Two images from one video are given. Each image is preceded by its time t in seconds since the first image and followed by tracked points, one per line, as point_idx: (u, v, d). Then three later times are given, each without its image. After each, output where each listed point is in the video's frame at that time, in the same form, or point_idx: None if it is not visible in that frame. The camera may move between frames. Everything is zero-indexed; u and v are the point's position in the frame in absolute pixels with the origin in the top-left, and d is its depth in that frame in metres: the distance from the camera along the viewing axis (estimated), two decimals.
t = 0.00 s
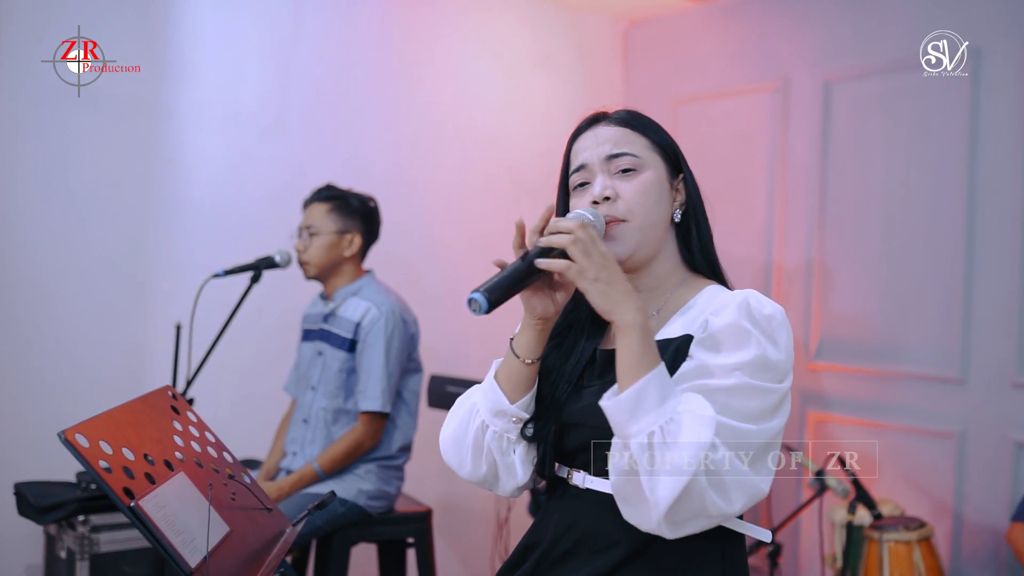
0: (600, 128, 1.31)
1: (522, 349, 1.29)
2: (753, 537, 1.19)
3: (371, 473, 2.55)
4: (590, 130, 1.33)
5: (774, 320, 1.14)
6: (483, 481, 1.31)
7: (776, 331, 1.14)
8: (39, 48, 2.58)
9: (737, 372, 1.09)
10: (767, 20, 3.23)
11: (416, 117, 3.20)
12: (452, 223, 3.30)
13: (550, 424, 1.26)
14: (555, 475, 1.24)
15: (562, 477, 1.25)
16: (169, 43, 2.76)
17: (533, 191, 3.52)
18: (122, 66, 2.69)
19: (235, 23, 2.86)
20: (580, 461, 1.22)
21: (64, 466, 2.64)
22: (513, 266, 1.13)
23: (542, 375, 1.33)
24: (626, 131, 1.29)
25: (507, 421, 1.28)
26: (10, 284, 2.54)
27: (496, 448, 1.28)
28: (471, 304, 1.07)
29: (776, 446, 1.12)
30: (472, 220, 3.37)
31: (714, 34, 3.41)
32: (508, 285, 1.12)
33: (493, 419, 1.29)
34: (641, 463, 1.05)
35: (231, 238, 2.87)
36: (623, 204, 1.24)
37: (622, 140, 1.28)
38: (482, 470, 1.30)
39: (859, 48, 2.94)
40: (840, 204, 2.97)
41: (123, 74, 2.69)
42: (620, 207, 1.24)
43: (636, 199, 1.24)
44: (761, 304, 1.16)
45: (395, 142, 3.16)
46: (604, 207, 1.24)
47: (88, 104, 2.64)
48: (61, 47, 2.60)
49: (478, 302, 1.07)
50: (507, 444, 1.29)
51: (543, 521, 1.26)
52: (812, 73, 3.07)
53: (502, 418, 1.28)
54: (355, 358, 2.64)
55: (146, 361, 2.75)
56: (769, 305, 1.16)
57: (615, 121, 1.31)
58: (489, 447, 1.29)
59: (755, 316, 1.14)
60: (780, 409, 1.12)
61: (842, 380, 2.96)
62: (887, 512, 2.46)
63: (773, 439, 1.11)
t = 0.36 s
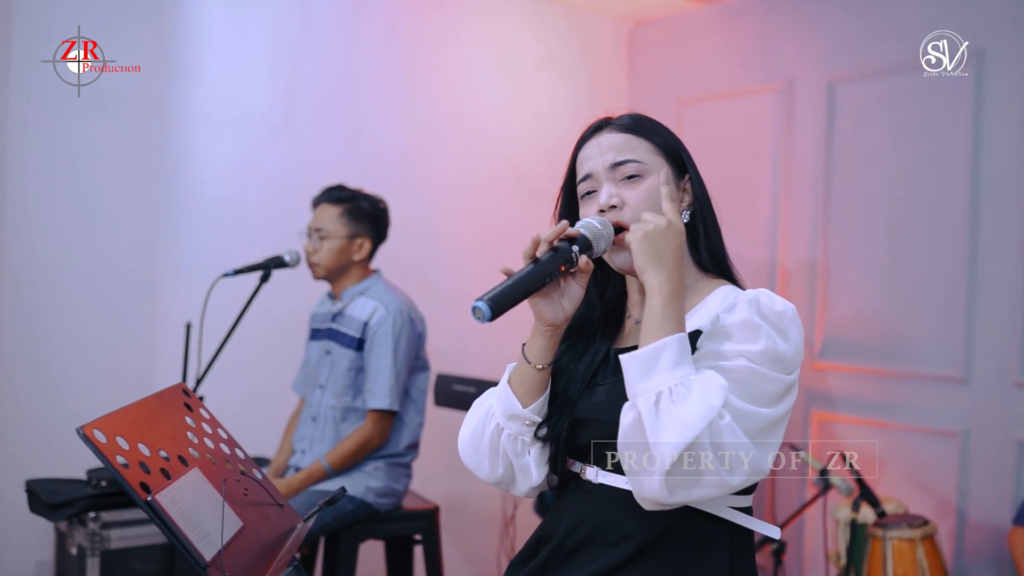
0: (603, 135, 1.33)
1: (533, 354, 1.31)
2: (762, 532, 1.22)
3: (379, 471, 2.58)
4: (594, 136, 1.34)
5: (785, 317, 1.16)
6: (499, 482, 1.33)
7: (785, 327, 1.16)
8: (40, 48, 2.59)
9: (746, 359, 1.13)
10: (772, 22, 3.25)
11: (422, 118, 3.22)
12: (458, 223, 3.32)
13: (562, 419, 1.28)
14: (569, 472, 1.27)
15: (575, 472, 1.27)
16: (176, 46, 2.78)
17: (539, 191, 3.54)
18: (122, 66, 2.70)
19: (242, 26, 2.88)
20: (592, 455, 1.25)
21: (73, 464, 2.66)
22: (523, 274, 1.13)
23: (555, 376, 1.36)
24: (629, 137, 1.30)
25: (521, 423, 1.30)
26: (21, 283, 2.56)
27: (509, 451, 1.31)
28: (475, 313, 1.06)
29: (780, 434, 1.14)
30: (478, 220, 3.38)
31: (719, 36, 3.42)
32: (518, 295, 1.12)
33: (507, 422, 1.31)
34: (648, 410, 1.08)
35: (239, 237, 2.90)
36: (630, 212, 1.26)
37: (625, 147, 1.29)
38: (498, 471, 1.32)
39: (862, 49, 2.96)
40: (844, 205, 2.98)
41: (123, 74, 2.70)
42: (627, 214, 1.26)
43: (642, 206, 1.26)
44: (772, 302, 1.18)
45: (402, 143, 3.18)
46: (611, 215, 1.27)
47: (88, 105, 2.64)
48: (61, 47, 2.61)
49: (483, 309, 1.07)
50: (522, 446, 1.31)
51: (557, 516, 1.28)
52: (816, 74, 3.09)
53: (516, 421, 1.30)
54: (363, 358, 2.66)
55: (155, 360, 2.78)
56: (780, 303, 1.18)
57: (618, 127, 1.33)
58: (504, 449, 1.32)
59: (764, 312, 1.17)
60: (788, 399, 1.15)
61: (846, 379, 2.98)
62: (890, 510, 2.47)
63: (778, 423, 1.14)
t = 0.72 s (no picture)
0: (615, 139, 1.35)
1: (545, 353, 1.32)
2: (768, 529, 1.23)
3: (383, 468, 2.66)
4: (607, 139, 1.36)
5: (784, 312, 1.20)
6: (509, 475, 1.37)
7: (785, 321, 1.19)
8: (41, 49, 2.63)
9: (745, 348, 1.16)
10: (775, 24, 3.26)
11: (426, 118, 3.21)
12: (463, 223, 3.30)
13: (571, 417, 1.30)
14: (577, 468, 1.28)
15: (583, 469, 1.29)
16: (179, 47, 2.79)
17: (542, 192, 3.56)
18: (122, 66, 2.71)
19: (246, 27, 2.89)
20: (600, 451, 1.26)
21: (80, 463, 2.68)
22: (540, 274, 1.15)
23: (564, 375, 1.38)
24: (641, 140, 1.32)
25: (531, 420, 1.33)
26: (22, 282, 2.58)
27: (519, 445, 1.33)
28: (491, 312, 1.08)
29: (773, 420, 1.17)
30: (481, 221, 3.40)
31: (723, 38, 3.44)
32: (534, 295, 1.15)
33: (518, 418, 1.34)
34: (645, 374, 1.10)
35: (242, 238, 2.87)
36: (642, 214, 1.28)
37: (637, 151, 1.31)
38: (508, 466, 1.36)
39: (862, 51, 2.98)
40: (845, 207, 3.00)
41: (123, 74, 2.71)
42: (639, 217, 1.28)
43: (653, 209, 1.28)
44: (773, 297, 1.21)
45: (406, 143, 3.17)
46: (623, 218, 1.28)
47: (88, 104, 2.66)
48: (61, 47, 2.64)
49: (499, 309, 1.09)
50: (531, 442, 1.33)
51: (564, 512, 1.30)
52: (817, 76, 3.11)
53: (527, 417, 1.33)
54: (365, 355, 2.78)
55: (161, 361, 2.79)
56: (780, 298, 1.21)
57: (630, 130, 1.35)
58: (514, 444, 1.34)
59: (765, 306, 1.20)
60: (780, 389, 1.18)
61: (847, 379, 3.00)
62: (891, 509, 2.49)
63: (769, 407, 1.15)
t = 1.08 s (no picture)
0: (629, 142, 1.36)
1: (553, 354, 1.34)
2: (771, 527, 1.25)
3: (389, 466, 2.83)
4: (623, 141, 1.38)
5: (784, 317, 1.22)
6: (517, 473, 1.38)
7: (784, 326, 1.21)
8: (41, 49, 2.58)
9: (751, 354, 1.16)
10: (775, 26, 3.28)
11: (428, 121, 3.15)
12: (470, 222, 3.27)
13: (576, 415, 1.32)
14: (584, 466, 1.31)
15: (588, 467, 1.31)
16: (182, 45, 2.72)
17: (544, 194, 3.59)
18: (122, 66, 2.66)
19: (252, 26, 2.83)
20: (605, 449, 1.28)
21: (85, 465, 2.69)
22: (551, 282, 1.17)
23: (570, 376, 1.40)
24: (655, 146, 1.34)
25: (540, 420, 1.35)
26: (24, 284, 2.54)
27: (526, 444, 1.35)
28: (505, 321, 1.10)
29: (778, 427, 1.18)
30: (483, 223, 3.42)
31: (724, 40, 3.46)
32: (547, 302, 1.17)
33: (526, 417, 1.36)
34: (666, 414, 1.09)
35: (251, 242, 2.83)
36: (651, 220, 1.31)
37: (651, 156, 1.33)
38: (515, 463, 1.38)
39: (862, 54, 3.00)
40: (845, 209, 3.02)
41: (123, 74, 2.66)
42: (648, 223, 1.31)
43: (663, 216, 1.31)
44: (773, 303, 1.23)
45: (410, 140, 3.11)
46: (633, 223, 1.31)
47: (88, 104, 2.60)
48: (61, 47, 2.59)
49: (513, 319, 1.11)
50: (539, 441, 1.35)
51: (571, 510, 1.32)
52: (818, 78, 3.13)
53: (535, 416, 1.35)
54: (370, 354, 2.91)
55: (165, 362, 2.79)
56: (780, 304, 1.23)
57: (644, 134, 1.36)
58: (522, 442, 1.36)
59: (765, 311, 1.21)
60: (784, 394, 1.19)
61: (847, 380, 3.02)
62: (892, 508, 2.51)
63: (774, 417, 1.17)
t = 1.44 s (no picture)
0: (644, 141, 1.38)
1: (557, 353, 1.34)
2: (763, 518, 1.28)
3: (393, 466, 2.80)
4: (636, 140, 1.40)
5: (779, 324, 1.24)
6: (514, 466, 1.41)
7: (781, 334, 1.24)
8: (40, 49, 2.57)
9: (755, 371, 1.18)
10: (773, 28, 3.31)
11: (428, 121, 3.17)
12: (470, 222, 3.29)
13: (574, 410, 1.34)
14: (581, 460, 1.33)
15: (583, 460, 1.33)
16: (181, 46, 2.74)
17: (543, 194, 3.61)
18: (122, 66, 2.66)
19: (254, 26, 2.83)
20: (602, 445, 1.31)
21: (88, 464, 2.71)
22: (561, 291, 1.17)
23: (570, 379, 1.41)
24: (669, 148, 1.36)
25: (540, 416, 1.35)
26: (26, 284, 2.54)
27: (525, 438, 1.37)
28: (519, 327, 1.11)
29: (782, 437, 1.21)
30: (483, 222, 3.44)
31: (722, 42, 3.48)
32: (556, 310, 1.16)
33: (526, 413, 1.36)
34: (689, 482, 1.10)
35: (254, 240, 2.84)
36: (657, 221, 1.33)
37: (664, 158, 1.35)
38: (513, 457, 1.41)
39: (860, 55, 3.03)
40: (842, 209, 3.05)
41: (123, 74, 2.66)
42: (653, 223, 1.33)
43: (668, 219, 1.33)
44: (769, 309, 1.25)
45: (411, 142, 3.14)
46: (638, 222, 1.33)
47: (88, 105, 2.61)
48: (61, 46, 2.59)
49: (526, 324, 1.11)
50: (538, 435, 1.37)
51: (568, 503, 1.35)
52: (815, 79, 3.16)
53: (535, 412, 1.35)
54: (376, 356, 2.89)
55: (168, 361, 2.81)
56: (774, 310, 1.25)
57: (660, 135, 1.38)
58: (521, 436, 1.39)
59: (763, 319, 1.23)
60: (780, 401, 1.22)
61: (844, 379, 3.05)
62: (888, 505, 2.54)
63: (779, 430, 1.20)
